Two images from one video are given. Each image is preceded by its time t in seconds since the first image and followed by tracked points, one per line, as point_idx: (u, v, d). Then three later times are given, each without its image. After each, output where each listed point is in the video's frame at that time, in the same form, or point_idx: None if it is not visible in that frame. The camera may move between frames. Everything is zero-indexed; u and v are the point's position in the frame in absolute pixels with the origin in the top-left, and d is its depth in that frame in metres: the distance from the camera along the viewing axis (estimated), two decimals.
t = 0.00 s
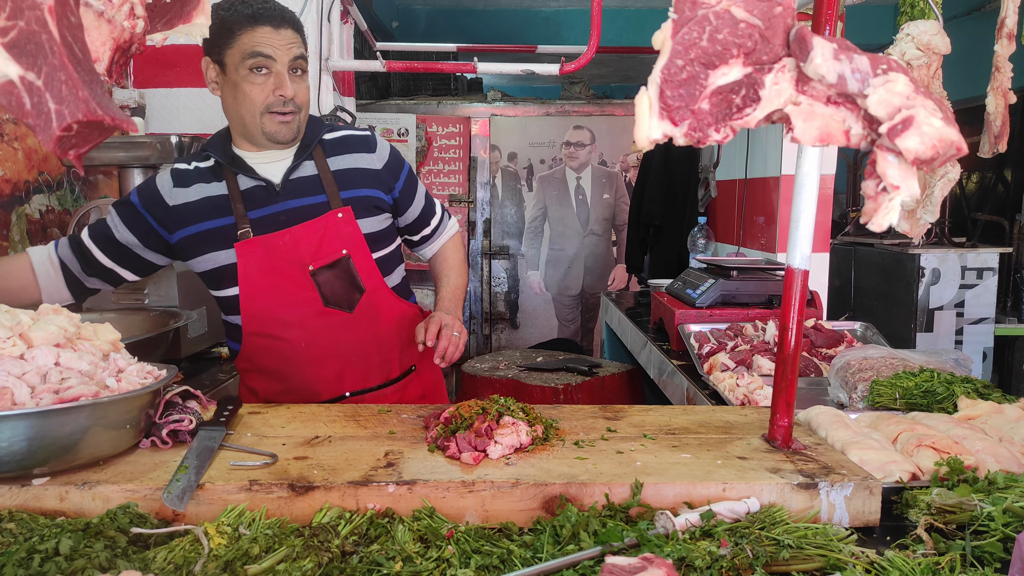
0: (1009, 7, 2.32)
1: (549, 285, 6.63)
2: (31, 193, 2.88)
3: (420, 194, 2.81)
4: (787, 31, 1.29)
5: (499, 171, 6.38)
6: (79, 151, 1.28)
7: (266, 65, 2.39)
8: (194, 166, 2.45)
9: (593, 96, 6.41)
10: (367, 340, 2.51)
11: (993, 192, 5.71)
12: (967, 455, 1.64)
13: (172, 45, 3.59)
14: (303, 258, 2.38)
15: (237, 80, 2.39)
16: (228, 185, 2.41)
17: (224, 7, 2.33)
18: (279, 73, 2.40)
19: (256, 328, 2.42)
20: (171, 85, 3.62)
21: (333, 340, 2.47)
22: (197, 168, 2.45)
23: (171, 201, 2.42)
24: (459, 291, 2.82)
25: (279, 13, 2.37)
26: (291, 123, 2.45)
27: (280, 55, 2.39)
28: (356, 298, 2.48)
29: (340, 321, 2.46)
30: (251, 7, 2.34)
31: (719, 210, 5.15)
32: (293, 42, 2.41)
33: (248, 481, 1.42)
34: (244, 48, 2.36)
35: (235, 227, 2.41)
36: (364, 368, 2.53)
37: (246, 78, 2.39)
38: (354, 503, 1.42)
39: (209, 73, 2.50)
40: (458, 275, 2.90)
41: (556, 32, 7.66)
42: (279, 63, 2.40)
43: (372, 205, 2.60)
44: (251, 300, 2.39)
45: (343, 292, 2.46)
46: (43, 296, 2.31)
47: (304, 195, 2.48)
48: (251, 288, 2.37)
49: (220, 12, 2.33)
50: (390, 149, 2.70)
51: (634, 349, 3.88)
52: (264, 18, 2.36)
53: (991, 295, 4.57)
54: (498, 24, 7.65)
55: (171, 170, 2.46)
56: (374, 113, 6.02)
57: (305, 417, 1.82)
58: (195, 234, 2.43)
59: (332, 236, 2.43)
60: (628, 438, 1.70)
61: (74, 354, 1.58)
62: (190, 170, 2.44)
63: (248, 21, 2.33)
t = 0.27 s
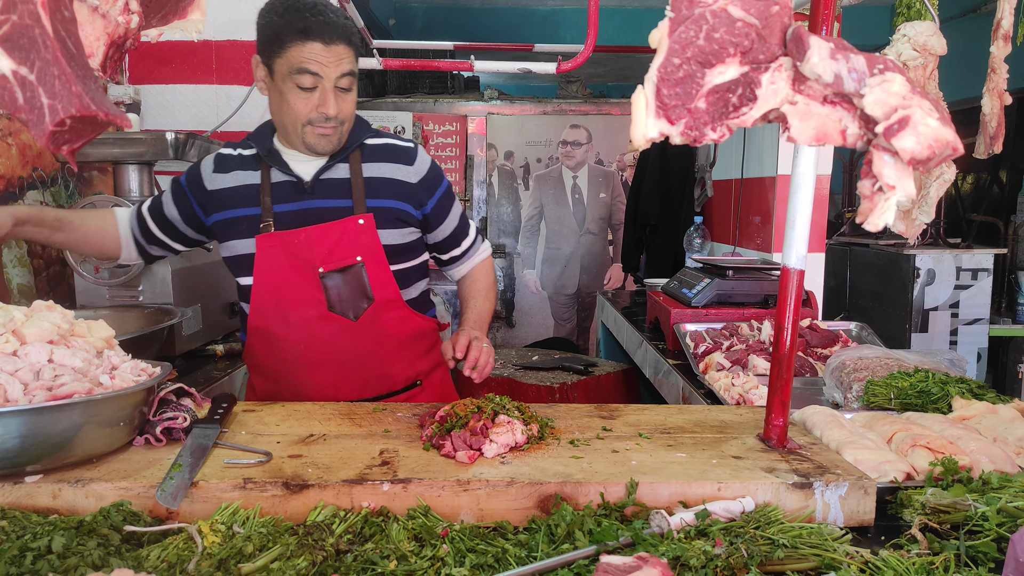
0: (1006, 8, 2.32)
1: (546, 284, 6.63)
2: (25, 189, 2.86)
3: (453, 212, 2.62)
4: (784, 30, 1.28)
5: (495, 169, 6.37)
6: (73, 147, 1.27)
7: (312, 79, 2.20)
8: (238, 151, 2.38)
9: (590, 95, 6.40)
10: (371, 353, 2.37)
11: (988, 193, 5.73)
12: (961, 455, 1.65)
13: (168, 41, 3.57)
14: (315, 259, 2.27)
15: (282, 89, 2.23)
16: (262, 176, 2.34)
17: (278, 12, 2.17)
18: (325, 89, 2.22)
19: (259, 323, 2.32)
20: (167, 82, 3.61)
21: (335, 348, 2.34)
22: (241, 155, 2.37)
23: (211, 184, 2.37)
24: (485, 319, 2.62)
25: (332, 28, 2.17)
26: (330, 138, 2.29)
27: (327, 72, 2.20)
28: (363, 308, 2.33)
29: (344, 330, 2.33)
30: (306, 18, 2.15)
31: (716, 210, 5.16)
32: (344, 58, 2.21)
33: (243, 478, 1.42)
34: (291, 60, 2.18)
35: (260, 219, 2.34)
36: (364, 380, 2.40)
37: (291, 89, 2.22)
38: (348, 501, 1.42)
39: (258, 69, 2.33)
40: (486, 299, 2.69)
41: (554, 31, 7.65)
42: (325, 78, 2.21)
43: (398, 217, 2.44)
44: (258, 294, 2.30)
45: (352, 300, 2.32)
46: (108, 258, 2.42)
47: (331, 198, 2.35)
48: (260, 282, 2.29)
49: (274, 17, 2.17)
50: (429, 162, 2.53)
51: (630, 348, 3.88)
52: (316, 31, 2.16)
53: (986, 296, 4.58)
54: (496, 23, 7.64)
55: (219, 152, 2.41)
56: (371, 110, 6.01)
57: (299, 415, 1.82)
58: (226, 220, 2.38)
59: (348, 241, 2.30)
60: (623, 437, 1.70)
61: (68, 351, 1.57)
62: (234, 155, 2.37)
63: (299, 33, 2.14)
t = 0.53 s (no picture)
0: (1007, 8, 2.32)
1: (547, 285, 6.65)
2: (26, 191, 2.87)
3: (528, 233, 2.54)
4: (786, 30, 1.28)
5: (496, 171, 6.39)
6: (74, 148, 1.27)
7: (398, 88, 2.19)
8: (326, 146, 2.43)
9: (591, 96, 6.40)
10: (416, 355, 2.37)
11: (990, 194, 5.72)
12: (964, 456, 1.64)
13: (169, 43, 3.58)
14: (376, 255, 2.30)
15: (370, 93, 2.24)
16: (344, 169, 2.37)
17: (378, 17, 2.18)
18: (408, 99, 2.20)
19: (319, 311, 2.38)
20: (168, 84, 3.61)
21: (382, 346, 2.35)
22: (326, 149, 2.42)
23: (297, 176, 2.42)
24: (545, 345, 2.41)
25: (422, 41, 2.14)
26: (405, 146, 2.28)
27: (411, 84, 2.18)
28: (415, 311, 2.34)
29: (393, 329, 2.34)
30: (401, 28, 2.14)
31: (717, 211, 5.16)
32: (431, 72, 2.17)
33: (244, 480, 1.41)
34: (381, 66, 2.17)
35: (333, 211, 2.36)
36: (403, 382, 2.39)
37: (378, 93, 2.23)
38: (350, 503, 1.42)
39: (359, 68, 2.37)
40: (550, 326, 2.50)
41: (554, 32, 7.66)
42: (409, 89, 2.18)
43: (464, 228, 2.41)
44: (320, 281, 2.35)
45: (405, 300, 2.34)
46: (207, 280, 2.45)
47: (406, 200, 2.36)
48: (323, 271, 2.34)
49: (373, 22, 2.18)
50: (508, 178, 2.48)
51: (632, 349, 3.88)
52: (409, 42, 2.13)
53: (988, 296, 4.56)
54: (497, 24, 7.65)
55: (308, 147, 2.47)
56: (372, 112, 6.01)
57: (300, 416, 1.82)
58: (304, 211, 2.40)
59: (412, 243, 2.31)
60: (625, 438, 1.70)
61: (69, 353, 1.57)
62: (321, 148, 2.43)
63: (391, 40, 2.13)
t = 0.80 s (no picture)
0: (1006, 5, 2.32)
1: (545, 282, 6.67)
2: (24, 189, 2.86)
3: (591, 245, 2.55)
4: (786, 26, 1.28)
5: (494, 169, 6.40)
6: (71, 144, 1.26)
7: (469, 94, 2.09)
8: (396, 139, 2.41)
9: (590, 94, 6.40)
10: (484, 356, 2.33)
11: (988, 192, 5.73)
12: (963, 454, 1.64)
13: (167, 40, 3.57)
14: (446, 254, 2.28)
15: (443, 93, 2.17)
16: (414, 166, 2.36)
17: (462, 19, 2.09)
18: (478, 106, 2.11)
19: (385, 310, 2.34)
20: (166, 81, 3.60)
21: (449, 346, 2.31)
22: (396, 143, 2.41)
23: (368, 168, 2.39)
24: (600, 358, 2.28)
25: (501, 48, 2.02)
26: (472, 150, 2.24)
27: (484, 91, 2.07)
28: (482, 310, 2.32)
29: (461, 330, 2.31)
30: (481, 33, 2.03)
31: (716, 209, 5.17)
32: (506, 83, 2.06)
33: (243, 479, 1.41)
34: (456, 69, 2.08)
35: (403, 207, 2.35)
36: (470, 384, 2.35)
37: (450, 95, 2.14)
38: (349, 501, 1.41)
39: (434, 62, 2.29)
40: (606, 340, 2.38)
41: (553, 30, 7.65)
42: (481, 96, 2.08)
43: (534, 233, 2.44)
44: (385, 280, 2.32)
45: (473, 301, 2.33)
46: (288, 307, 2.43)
47: (478, 202, 2.37)
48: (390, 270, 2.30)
49: (457, 24, 2.09)
50: (576, 187, 2.51)
51: (630, 347, 3.88)
52: (486, 48, 2.02)
53: (986, 295, 4.56)
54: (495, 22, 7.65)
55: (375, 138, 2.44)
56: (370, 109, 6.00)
57: (299, 415, 1.81)
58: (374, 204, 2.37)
59: (482, 243, 2.30)
60: (625, 437, 1.70)
61: (67, 351, 1.56)
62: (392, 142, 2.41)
63: (467, 45, 2.03)
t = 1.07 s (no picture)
0: (1008, 6, 2.32)
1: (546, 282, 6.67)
2: (24, 188, 2.86)
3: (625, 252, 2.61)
4: (787, 26, 1.28)
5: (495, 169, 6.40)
6: (71, 144, 1.26)
7: (520, 92, 2.05)
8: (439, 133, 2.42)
9: (590, 95, 6.40)
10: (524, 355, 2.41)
11: (989, 193, 5.72)
12: (963, 455, 1.64)
13: (168, 41, 3.57)
14: (496, 253, 2.32)
15: (494, 87, 2.13)
16: (460, 160, 2.37)
17: (520, 15, 2.04)
18: (528, 104, 2.07)
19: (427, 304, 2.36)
20: (167, 82, 3.60)
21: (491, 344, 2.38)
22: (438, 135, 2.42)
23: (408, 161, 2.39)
24: (609, 366, 2.26)
25: (558, 47, 1.96)
26: (519, 147, 2.22)
27: (536, 90, 2.02)
28: (527, 312, 2.38)
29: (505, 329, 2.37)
30: (538, 31, 1.97)
31: (716, 210, 5.14)
32: (558, 83, 2.01)
33: (242, 479, 1.41)
34: (509, 66, 2.03)
35: (448, 202, 2.36)
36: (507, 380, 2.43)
37: (500, 91, 2.10)
38: (348, 501, 1.41)
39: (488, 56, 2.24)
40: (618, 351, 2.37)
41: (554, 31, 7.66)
42: (531, 95, 2.04)
43: (578, 235, 2.48)
44: (429, 275, 2.33)
45: (519, 301, 2.36)
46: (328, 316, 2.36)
47: (525, 201, 2.41)
48: (436, 266, 2.32)
49: (514, 20, 2.04)
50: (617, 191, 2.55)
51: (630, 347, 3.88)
52: (542, 47, 1.96)
53: (987, 296, 4.56)
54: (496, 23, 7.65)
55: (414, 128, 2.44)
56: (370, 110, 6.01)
57: (299, 414, 1.81)
58: (417, 197, 2.38)
59: (531, 245, 2.34)
60: (625, 437, 1.69)
61: (66, 350, 1.56)
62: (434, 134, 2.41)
63: (523, 41, 1.98)
